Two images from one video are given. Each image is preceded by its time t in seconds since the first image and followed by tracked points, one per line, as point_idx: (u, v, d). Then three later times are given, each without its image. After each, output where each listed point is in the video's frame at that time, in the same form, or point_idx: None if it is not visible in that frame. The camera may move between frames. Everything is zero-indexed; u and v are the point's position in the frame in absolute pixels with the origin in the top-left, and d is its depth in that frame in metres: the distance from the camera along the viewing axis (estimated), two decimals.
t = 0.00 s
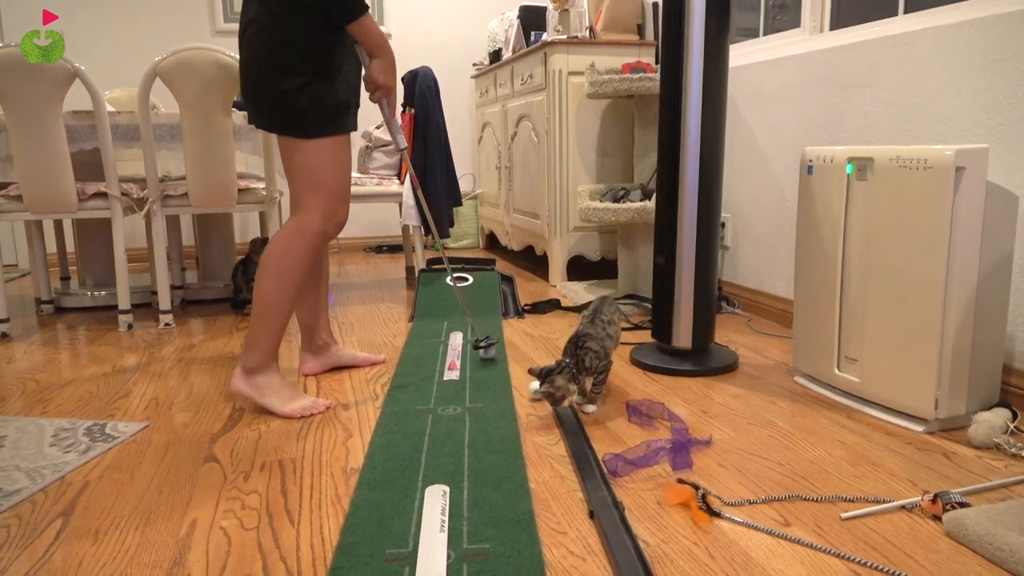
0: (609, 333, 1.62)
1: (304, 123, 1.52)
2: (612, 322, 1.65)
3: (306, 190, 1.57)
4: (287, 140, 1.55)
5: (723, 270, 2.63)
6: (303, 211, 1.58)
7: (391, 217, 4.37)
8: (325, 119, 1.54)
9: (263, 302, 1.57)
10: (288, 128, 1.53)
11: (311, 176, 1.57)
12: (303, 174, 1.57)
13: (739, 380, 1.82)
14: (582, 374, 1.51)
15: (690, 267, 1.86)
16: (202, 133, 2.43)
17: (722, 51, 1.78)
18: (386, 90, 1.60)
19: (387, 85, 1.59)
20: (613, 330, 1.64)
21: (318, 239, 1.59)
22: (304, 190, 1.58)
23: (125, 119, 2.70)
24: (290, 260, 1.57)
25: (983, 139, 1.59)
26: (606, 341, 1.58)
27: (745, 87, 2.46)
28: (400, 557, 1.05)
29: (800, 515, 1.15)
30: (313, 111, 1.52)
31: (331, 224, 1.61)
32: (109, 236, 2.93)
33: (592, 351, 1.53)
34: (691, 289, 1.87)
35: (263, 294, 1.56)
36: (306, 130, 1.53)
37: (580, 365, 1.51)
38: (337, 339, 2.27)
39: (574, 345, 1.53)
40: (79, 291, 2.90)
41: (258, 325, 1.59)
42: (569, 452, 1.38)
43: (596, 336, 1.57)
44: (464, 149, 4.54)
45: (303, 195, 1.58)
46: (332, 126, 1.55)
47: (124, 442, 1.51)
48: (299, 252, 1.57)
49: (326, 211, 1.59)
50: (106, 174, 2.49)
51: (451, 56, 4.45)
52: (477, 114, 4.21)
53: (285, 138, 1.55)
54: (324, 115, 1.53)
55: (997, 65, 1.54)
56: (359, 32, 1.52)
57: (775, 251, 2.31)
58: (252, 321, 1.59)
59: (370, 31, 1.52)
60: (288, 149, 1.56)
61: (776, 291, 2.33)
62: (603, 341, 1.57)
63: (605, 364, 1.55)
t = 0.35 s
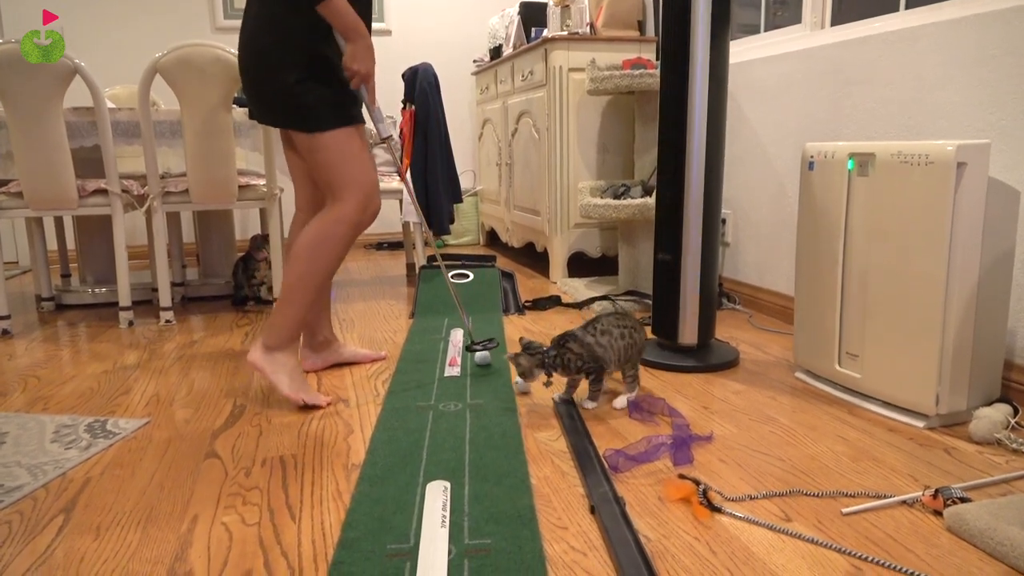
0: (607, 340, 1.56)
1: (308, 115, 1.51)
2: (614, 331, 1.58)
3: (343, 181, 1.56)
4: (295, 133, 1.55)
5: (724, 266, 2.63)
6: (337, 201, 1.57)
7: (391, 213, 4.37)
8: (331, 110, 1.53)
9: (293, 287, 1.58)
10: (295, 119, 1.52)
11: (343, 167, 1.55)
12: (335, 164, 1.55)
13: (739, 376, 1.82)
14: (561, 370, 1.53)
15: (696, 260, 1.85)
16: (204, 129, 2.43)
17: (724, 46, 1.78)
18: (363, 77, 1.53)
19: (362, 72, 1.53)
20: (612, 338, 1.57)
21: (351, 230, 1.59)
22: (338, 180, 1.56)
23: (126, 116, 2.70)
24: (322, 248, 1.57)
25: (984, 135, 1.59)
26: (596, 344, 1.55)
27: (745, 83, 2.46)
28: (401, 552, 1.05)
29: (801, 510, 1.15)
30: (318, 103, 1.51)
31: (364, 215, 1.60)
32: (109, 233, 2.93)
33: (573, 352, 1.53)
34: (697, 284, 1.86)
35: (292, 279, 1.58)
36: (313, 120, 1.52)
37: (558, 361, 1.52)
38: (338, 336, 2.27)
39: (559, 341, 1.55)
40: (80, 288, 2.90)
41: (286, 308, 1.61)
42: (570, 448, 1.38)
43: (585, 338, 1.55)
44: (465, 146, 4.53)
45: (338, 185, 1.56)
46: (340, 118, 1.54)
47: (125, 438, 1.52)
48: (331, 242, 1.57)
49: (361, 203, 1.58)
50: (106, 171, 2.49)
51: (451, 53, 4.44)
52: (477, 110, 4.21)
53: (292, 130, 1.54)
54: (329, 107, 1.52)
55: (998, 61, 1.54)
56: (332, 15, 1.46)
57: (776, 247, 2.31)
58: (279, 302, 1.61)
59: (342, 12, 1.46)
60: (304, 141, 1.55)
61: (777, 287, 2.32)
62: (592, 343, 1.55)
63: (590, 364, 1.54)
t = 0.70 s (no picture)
0: (590, 339, 1.56)
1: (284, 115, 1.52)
2: (599, 331, 1.58)
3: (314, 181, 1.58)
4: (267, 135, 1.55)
5: (725, 263, 2.63)
6: (319, 204, 1.59)
7: (391, 211, 4.37)
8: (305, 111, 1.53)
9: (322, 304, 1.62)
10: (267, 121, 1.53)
11: (316, 168, 1.57)
12: (308, 167, 1.57)
13: (740, 372, 1.82)
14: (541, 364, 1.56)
15: (700, 260, 1.85)
16: (202, 125, 2.42)
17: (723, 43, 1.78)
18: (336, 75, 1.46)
19: (334, 68, 1.46)
20: (596, 338, 1.57)
21: (343, 226, 1.62)
22: (314, 184, 1.59)
23: (126, 113, 2.70)
24: (325, 253, 1.59)
25: (985, 131, 1.58)
26: (578, 343, 1.55)
27: (746, 80, 2.46)
28: (402, 549, 1.05)
29: (802, 506, 1.15)
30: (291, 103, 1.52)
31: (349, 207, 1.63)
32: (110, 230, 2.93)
33: (553, 348, 1.55)
34: (700, 282, 1.86)
35: (317, 299, 1.62)
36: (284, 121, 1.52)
37: (539, 357, 1.56)
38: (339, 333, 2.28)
39: (547, 337, 1.59)
40: (81, 286, 2.90)
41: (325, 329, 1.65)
42: (571, 444, 1.38)
43: (569, 336, 1.57)
44: (465, 143, 4.53)
45: (315, 188, 1.59)
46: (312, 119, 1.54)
47: (126, 435, 1.52)
48: (333, 245, 1.60)
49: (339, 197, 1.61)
50: (107, 168, 2.48)
51: (451, 50, 4.44)
52: (477, 107, 4.20)
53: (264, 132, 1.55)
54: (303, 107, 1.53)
55: (999, 57, 1.53)
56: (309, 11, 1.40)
57: (776, 244, 2.31)
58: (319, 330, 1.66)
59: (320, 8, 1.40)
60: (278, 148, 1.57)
61: (778, 284, 2.32)
62: (574, 341, 1.56)
63: (572, 361, 1.53)
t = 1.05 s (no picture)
0: (603, 344, 1.56)
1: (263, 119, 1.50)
2: (612, 337, 1.58)
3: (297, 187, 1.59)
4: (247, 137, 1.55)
5: (725, 261, 2.63)
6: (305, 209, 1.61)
7: (392, 208, 4.37)
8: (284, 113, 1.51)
9: (319, 307, 1.64)
10: (247, 125, 1.52)
11: (300, 174, 1.57)
12: (290, 173, 1.57)
13: (740, 371, 1.82)
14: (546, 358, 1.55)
15: (702, 259, 1.85)
16: (202, 123, 2.42)
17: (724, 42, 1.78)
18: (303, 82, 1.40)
19: (300, 74, 1.39)
20: (609, 344, 1.57)
21: (331, 228, 1.63)
22: (301, 189, 1.59)
23: (126, 111, 2.70)
24: (315, 259, 1.61)
25: (986, 131, 1.58)
26: (590, 345, 1.55)
27: (747, 79, 2.45)
28: (402, 548, 1.05)
29: (802, 506, 1.16)
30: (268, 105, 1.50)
31: (338, 206, 1.64)
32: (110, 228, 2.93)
33: (564, 346, 1.55)
34: (702, 280, 1.86)
35: (312, 303, 1.65)
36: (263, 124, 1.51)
37: (548, 353, 1.55)
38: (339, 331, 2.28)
39: (559, 334, 1.58)
40: (81, 283, 2.90)
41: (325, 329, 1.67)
42: (571, 443, 1.38)
43: (583, 338, 1.56)
44: (465, 140, 4.53)
45: (299, 193, 1.60)
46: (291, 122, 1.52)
47: (127, 433, 1.52)
48: (323, 250, 1.61)
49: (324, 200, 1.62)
50: (107, 165, 2.48)
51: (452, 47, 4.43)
52: (478, 105, 4.20)
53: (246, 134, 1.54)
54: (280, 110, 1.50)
55: (1001, 56, 1.53)
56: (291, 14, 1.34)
57: (776, 243, 2.31)
58: (321, 331, 1.68)
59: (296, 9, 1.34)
60: (260, 154, 1.56)
61: (778, 283, 2.33)
62: (587, 343, 1.55)
63: (580, 364, 1.54)
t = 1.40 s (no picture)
0: (606, 356, 1.59)
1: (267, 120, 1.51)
2: (616, 347, 1.60)
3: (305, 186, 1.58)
4: (254, 139, 1.55)
5: (725, 261, 2.63)
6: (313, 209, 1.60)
7: (392, 207, 4.37)
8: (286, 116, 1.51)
9: (325, 307, 1.65)
10: (253, 127, 1.53)
11: (308, 173, 1.57)
12: (297, 173, 1.57)
13: (740, 372, 1.82)
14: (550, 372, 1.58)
15: (705, 261, 1.86)
16: (202, 124, 2.42)
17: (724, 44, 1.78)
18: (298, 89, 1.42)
19: (295, 81, 1.41)
20: (611, 357, 1.59)
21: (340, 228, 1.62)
22: (308, 189, 1.59)
23: (127, 110, 2.70)
24: (323, 260, 1.61)
25: (986, 133, 1.58)
26: (593, 360, 1.58)
27: (748, 79, 2.45)
28: (402, 549, 1.05)
29: (800, 508, 1.16)
30: (269, 110, 1.50)
31: (345, 208, 1.63)
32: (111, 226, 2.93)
33: (568, 361, 1.58)
34: (704, 280, 1.87)
35: (319, 304, 1.65)
36: (268, 126, 1.52)
37: (551, 366, 1.58)
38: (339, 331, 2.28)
39: (564, 347, 1.61)
40: (82, 281, 2.91)
41: (330, 329, 1.67)
42: (571, 445, 1.38)
43: (586, 352, 1.59)
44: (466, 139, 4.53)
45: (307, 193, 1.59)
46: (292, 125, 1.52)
47: (127, 432, 1.52)
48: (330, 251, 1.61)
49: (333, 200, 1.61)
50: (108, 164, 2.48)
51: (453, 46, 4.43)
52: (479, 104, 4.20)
53: (253, 135, 1.55)
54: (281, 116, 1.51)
55: (1002, 58, 1.53)
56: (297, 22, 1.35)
57: (776, 243, 2.31)
58: (322, 329, 1.69)
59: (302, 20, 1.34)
60: (267, 155, 1.56)
61: (777, 283, 2.33)
62: (590, 359, 1.58)
63: (582, 380, 1.57)
